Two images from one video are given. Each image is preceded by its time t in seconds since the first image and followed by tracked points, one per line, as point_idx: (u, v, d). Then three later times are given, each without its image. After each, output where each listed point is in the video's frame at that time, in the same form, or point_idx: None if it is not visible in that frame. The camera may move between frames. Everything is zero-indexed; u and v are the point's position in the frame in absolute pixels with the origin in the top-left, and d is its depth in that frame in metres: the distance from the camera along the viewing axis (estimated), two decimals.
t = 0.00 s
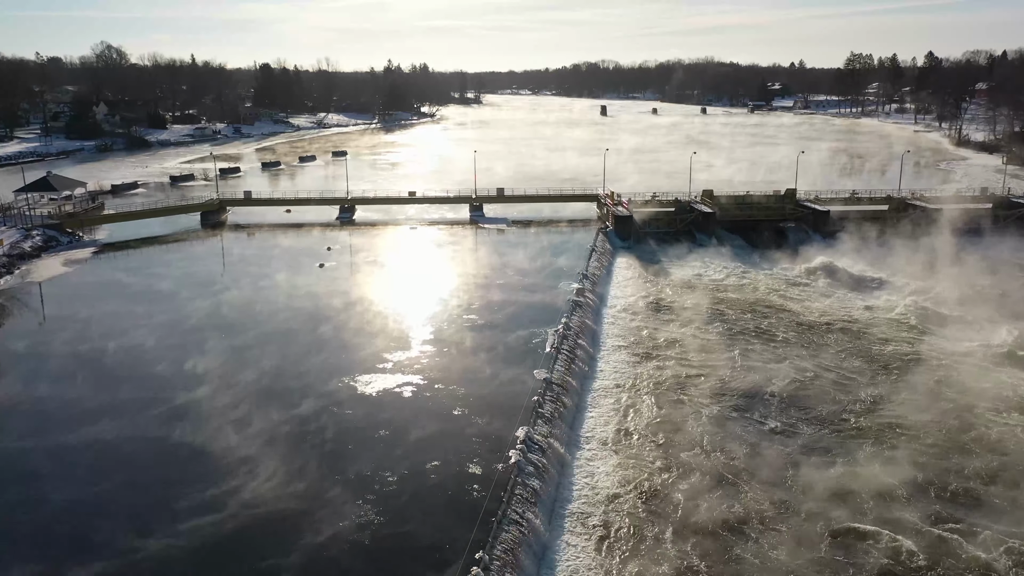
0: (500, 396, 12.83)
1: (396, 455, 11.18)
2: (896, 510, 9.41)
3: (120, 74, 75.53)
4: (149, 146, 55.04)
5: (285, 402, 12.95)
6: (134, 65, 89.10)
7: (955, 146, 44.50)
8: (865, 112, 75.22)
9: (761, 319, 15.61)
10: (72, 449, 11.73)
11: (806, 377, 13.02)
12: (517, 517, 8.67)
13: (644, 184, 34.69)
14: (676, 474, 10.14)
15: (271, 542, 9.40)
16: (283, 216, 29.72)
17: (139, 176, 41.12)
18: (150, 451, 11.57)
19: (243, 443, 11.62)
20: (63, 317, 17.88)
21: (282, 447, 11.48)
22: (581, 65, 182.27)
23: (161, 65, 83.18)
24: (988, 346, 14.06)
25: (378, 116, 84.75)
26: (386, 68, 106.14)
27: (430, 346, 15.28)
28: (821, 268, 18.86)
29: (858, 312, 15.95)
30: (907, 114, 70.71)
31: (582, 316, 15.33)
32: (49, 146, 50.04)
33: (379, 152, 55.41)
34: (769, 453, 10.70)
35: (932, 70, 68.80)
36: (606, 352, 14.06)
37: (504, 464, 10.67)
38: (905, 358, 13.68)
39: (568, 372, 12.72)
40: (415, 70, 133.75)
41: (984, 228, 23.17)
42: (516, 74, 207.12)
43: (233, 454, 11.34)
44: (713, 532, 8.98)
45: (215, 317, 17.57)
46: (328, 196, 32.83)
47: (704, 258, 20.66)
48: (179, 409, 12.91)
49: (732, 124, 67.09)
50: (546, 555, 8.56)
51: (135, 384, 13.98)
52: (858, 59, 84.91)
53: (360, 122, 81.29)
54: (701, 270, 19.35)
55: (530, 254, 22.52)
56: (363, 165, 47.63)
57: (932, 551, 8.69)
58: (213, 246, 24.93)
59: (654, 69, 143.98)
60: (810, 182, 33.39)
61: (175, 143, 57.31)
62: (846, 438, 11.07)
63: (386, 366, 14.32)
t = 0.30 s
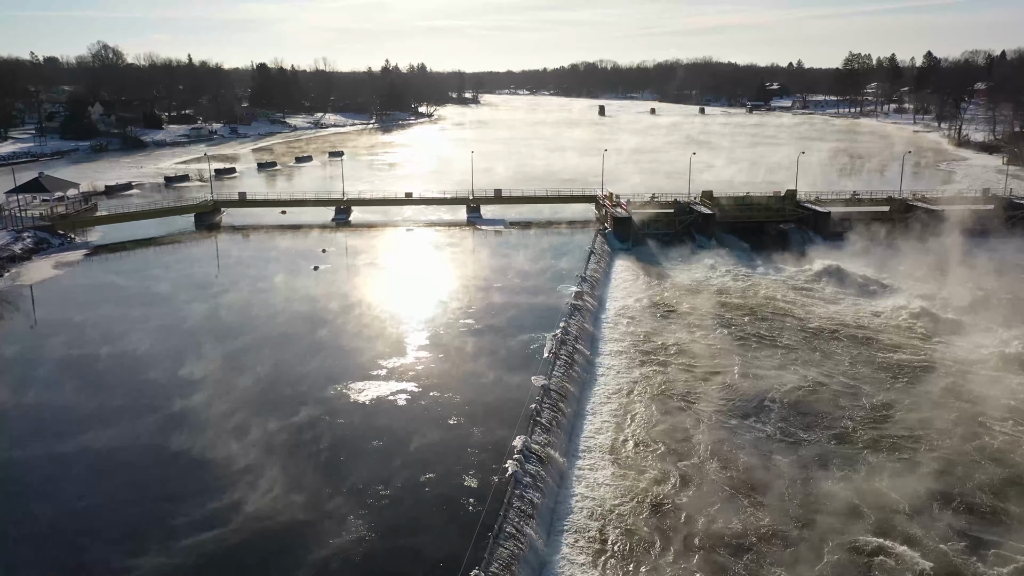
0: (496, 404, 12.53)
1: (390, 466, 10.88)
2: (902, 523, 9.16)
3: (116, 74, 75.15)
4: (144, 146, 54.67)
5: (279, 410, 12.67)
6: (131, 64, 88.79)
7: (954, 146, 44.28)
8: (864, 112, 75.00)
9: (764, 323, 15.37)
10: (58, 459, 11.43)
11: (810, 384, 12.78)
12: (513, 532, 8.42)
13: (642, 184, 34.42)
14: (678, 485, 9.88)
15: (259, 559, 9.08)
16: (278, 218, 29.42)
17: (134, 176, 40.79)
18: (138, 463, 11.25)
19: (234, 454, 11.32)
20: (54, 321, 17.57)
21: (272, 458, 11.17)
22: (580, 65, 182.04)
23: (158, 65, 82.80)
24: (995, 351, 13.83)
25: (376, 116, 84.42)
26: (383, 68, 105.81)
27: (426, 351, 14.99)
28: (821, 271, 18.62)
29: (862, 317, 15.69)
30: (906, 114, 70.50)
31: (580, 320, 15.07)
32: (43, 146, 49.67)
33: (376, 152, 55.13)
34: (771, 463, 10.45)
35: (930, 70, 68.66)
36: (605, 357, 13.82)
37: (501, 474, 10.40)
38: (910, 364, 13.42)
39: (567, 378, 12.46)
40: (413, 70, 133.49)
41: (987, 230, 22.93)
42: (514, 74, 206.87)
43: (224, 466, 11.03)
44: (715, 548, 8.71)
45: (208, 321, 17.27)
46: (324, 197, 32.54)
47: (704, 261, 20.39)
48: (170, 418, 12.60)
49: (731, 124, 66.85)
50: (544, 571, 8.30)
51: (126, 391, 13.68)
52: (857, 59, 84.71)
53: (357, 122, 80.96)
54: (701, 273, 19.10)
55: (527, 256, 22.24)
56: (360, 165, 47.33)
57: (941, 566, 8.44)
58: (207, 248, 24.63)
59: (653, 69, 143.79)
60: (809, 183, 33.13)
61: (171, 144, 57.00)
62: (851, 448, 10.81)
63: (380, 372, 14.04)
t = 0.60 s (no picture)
0: (493, 413, 12.22)
1: (383, 478, 10.57)
2: (911, 537, 8.90)
3: (112, 74, 74.77)
4: (139, 146, 54.31)
5: (271, 418, 12.36)
6: (127, 64, 88.35)
7: (954, 147, 44.05)
8: (862, 112, 74.78)
9: (766, 328, 15.09)
10: (44, 469, 11.12)
11: (813, 391, 12.51)
12: (510, 548, 8.15)
13: (641, 185, 34.15)
14: (679, 497, 9.61)
15: None
16: (273, 219, 29.09)
17: (128, 177, 40.43)
18: (127, 474, 10.95)
19: (224, 466, 11.00)
20: (44, 325, 17.26)
21: (262, 470, 10.85)
22: (578, 66, 181.83)
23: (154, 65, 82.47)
24: (1003, 357, 13.59)
25: (373, 116, 84.08)
26: (381, 68, 105.49)
27: (421, 357, 14.69)
28: (824, 275, 18.34)
29: (866, 322, 15.41)
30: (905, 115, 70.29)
31: (579, 324, 14.80)
32: (37, 146, 49.31)
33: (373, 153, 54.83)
34: (775, 474, 10.18)
35: (929, 70, 68.43)
36: (604, 364, 13.54)
37: (497, 486, 10.10)
38: (915, 371, 13.15)
39: (565, 384, 12.18)
40: (411, 70, 133.34)
41: (989, 231, 22.62)
42: (512, 74, 206.66)
43: (213, 478, 10.72)
44: (718, 564, 8.45)
45: (201, 326, 16.97)
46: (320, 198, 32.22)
47: (705, 264, 20.11)
48: (160, 427, 12.30)
49: (730, 124, 66.62)
50: None
51: (116, 398, 13.38)
52: (855, 59, 84.56)
53: (355, 122, 80.63)
54: (702, 275, 18.82)
55: (525, 258, 21.94)
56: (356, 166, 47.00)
57: None
58: (201, 250, 24.32)
59: (651, 69, 143.60)
60: (809, 183, 32.84)
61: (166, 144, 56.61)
62: (856, 459, 10.56)
63: (374, 379, 13.73)
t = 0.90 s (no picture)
0: (489, 423, 11.92)
1: (377, 491, 10.26)
2: (919, 552, 8.65)
3: (107, 74, 74.33)
4: (134, 147, 53.93)
5: (262, 428, 12.05)
6: (123, 64, 87.88)
7: (953, 147, 43.88)
8: (861, 112, 74.59)
9: (768, 334, 14.81)
10: (29, 482, 10.81)
11: (817, 399, 12.24)
12: (507, 565, 7.86)
13: (639, 186, 33.88)
14: (681, 509, 9.35)
15: None
16: (268, 221, 28.76)
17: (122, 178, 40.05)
18: (117, 485, 10.66)
19: (214, 479, 10.68)
20: (35, 330, 16.94)
21: (254, 483, 10.55)
22: (575, 66, 181.57)
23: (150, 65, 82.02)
24: (1010, 364, 13.36)
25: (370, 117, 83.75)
26: (378, 68, 105.11)
27: (416, 364, 14.38)
28: (825, 279, 18.07)
29: (870, 327, 15.14)
30: (903, 115, 70.12)
31: (578, 328, 14.53)
32: (30, 147, 48.89)
33: (370, 153, 54.50)
34: (779, 487, 9.90)
35: (928, 70, 68.25)
36: (603, 371, 13.26)
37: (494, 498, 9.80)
38: (921, 378, 12.88)
39: (563, 391, 11.92)
40: (407, 70, 132.97)
41: (992, 233, 22.40)
42: (510, 74, 206.32)
43: (202, 492, 10.41)
44: None
45: (194, 331, 16.66)
46: (315, 199, 31.88)
47: (705, 266, 19.84)
48: (149, 437, 11.99)
49: (728, 124, 66.40)
50: None
51: (104, 407, 13.06)
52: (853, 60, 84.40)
53: (351, 123, 80.28)
54: (702, 279, 18.53)
55: (523, 261, 21.66)
56: (352, 167, 46.69)
57: None
58: (195, 252, 24.02)
59: (649, 69, 143.41)
60: (809, 184, 32.60)
61: (161, 144, 56.22)
62: (861, 470, 10.31)
63: (368, 387, 13.42)
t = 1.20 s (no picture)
0: (487, 431, 11.64)
1: (371, 503, 9.98)
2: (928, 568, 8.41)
3: (102, 73, 73.91)
4: (130, 147, 53.55)
5: (255, 438, 11.74)
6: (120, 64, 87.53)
7: (953, 147, 43.69)
8: (860, 112, 74.43)
9: (771, 338, 14.55)
10: (18, 493, 10.52)
11: (820, 406, 12.00)
12: None
13: (638, 186, 33.61)
14: (684, 523, 9.11)
15: None
16: (263, 222, 28.46)
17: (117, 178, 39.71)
18: (109, 497, 10.38)
19: (205, 490, 10.39)
20: (27, 334, 16.63)
21: (249, 494, 10.28)
22: (573, 65, 181.34)
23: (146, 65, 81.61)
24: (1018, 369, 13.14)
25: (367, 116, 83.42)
26: (376, 68, 104.79)
27: (413, 369, 14.10)
28: (829, 281, 17.82)
29: (873, 331, 14.90)
30: (902, 114, 69.97)
31: (576, 332, 14.29)
32: (25, 147, 48.51)
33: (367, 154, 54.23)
34: (782, 499, 9.67)
35: (927, 70, 68.08)
36: (603, 376, 13.02)
37: (489, 513, 9.53)
38: (925, 384, 12.65)
39: (562, 398, 11.68)
40: (405, 70, 132.66)
41: (995, 234, 22.16)
42: (508, 74, 206.04)
43: (194, 504, 10.11)
44: None
45: (187, 335, 16.36)
46: (312, 200, 31.61)
47: (705, 268, 19.62)
48: (139, 446, 11.69)
49: (726, 124, 66.18)
50: None
51: (95, 415, 12.76)
52: (852, 60, 84.26)
53: (349, 123, 79.95)
54: (702, 281, 18.30)
55: (521, 263, 21.38)
56: (349, 167, 46.36)
57: None
58: (189, 254, 23.72)
59: (647, 68, 143.24)
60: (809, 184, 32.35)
61: (157, 145, 55.88)
62: (867, 481, 10.08)
63: (364, 394, 13.14)
